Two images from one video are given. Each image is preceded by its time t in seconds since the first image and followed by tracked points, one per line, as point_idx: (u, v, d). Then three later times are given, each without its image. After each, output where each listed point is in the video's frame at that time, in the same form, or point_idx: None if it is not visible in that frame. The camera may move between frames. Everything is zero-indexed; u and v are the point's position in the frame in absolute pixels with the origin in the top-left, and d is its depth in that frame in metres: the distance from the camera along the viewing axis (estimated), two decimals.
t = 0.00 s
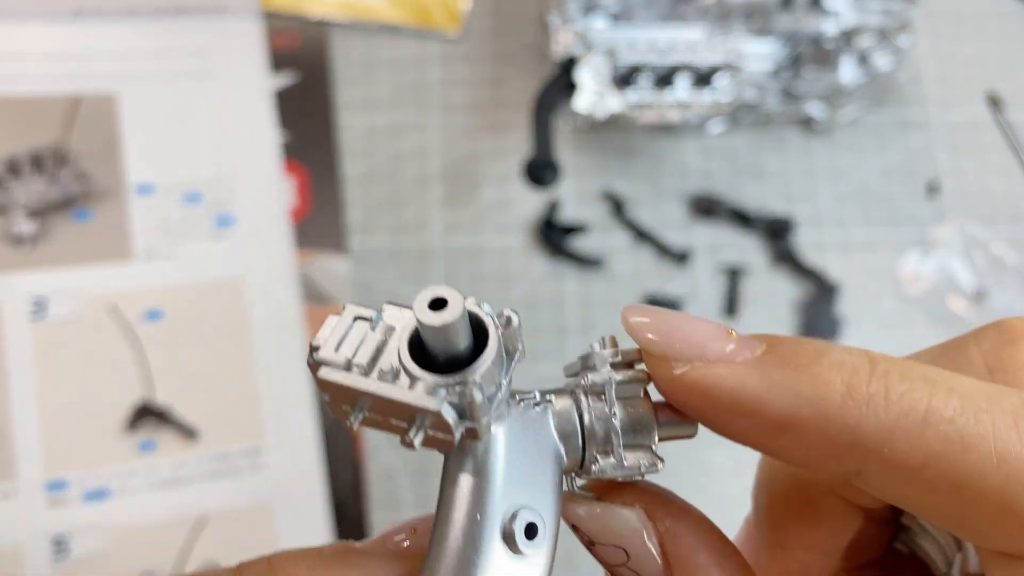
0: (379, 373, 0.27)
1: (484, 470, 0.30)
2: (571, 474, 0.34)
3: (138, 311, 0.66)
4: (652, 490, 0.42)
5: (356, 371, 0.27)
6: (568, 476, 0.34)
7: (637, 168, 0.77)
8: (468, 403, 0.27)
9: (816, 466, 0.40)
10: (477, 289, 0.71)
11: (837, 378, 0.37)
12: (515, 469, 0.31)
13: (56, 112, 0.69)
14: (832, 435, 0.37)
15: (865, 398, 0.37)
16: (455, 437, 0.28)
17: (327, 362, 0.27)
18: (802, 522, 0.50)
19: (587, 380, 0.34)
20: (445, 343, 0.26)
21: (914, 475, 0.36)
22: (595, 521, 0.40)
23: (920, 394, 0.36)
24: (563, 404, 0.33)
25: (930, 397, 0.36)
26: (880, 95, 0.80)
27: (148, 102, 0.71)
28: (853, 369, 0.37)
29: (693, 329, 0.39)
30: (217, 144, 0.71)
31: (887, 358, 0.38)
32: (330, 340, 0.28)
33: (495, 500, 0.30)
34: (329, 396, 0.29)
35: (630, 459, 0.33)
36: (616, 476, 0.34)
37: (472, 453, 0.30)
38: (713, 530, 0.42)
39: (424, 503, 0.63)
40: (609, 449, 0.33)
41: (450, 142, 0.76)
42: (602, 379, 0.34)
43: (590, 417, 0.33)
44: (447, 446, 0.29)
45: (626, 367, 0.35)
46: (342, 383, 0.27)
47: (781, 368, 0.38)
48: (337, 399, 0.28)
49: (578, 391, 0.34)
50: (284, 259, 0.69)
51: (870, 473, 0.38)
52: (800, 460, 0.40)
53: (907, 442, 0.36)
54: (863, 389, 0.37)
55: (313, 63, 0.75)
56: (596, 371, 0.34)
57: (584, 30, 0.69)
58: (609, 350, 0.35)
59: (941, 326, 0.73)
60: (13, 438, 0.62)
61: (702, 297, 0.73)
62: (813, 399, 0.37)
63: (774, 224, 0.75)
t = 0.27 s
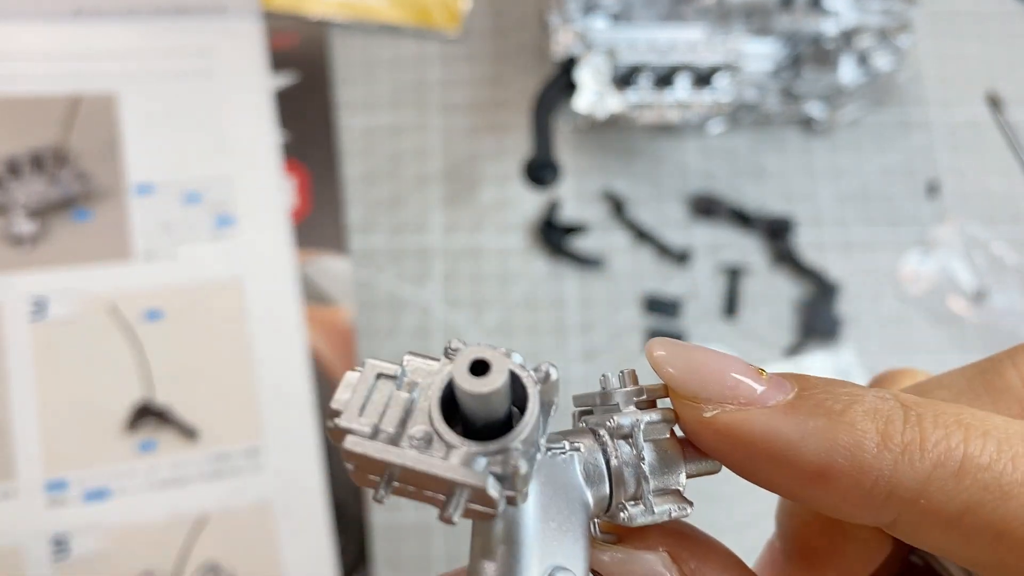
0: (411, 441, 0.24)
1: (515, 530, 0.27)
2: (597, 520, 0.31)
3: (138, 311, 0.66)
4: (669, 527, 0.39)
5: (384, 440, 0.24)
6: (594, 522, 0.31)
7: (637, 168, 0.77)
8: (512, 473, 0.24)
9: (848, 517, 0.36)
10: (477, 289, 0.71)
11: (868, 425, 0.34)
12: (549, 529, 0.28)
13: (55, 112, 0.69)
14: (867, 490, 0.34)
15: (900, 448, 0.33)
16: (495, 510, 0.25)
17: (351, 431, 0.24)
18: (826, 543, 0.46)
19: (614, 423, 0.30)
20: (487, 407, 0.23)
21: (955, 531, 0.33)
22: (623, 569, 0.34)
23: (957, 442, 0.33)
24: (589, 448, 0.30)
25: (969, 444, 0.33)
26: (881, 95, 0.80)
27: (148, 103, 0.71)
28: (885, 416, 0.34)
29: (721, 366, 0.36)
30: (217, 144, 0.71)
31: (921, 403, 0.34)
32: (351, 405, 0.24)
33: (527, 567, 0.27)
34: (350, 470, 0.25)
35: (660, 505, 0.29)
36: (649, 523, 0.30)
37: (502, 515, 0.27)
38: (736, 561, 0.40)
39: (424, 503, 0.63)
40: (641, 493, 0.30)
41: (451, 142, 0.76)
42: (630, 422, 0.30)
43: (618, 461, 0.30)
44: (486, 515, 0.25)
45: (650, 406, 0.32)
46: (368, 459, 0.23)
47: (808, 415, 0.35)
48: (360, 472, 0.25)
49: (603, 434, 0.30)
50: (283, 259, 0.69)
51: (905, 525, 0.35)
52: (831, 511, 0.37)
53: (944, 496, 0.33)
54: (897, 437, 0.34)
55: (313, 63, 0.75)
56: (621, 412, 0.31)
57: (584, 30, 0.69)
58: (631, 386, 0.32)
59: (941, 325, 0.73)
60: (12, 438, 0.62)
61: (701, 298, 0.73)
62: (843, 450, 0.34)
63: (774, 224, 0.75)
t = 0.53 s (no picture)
0: (422, 441, 0.24)
1: (520, 531, 0.27)
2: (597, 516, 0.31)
3: (138, 311, 0.66)
4: (666, 519, 0.39)
5: (395, 442, 0.24)
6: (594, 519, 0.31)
7: (637, 168, 0.77)
8: (524, 473, 0.24)
9: (841, 512, 0.37)
10: (477, 289, 0.71)
11: (860, 422, 0.34)
12: (555, 528, 0.28)
13: (55, 113, 0.69)
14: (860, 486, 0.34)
15: (891, 444, 0.34)
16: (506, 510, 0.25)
17: (362, 433, 0.24)
18: (820, 539, 0.46)
19: (614, 420, 0.30)
20: (498, 407, 0.23)
21: (947, 525, 0.33)
22: (622, 565, 0.36)
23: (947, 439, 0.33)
24: (590, 445, 0.30)
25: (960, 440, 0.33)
26: (881, 95, 0.80)
27: (148, 103, 0.71)
28: (876, 413, 0.34)
29: (719, 362, 0.36)
30: (217, 144, 0.71)
31: (912, 399, 0.35)
32: (361, 407, 0.24)
33: (532, 568, 0.27)
34: (360, 472, 0.25)
35: (660, 501, 0.30)
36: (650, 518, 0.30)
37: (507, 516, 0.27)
38: (735, 558, 0.39)
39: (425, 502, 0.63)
40: (642, 490, 0.30)
41: (451, 142, 0.76)
42: (629, 419, 0.31)
43: (619, 458, 0.30)
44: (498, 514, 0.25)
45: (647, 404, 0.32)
46: (380, 460, 0.23)
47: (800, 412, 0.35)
48: (370, 475, 0.25)
49: (602, 432, 0.30)
50: (283, 259, 0.69)
51: (898, 521, 0.35)
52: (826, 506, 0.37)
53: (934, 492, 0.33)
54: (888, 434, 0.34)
55: (313, 63, 0.75)
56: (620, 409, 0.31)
57: (584, 30, 0.69)
58: (628, 385, 0.32)
59: (941, 325, 0.73)
60: (12, 438, 0.62)
61: (701, 298, 0.73)
62: (835, 446, 0.34)
63: (774, 224, 0.75)
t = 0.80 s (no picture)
0: (414, 440, 0.24)
1: (514, 530, 0.27)
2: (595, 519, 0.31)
3: (137, 311, 0.66)
4: (660, 523, 0.39)
5: (388, 440, 0.24)
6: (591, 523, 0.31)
7: (637, 168, 0.77)
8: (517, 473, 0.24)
9: (836, 516, 0.37)
10: (477, 289, 0.71)
11: (855, 428, 0.34)
12: (551, 529, 0.28)
13: (55, 113, 0.69)
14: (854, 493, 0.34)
15: (887, 449, 0.33)
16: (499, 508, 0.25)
17: (356, 431, 0.24)
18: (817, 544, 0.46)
19: (610, 423, 0.30)
20: (491, 407, 0.23)
21: (943, 529, 0.33)
22: (617, 568, 0.36)
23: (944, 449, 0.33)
24: (586, 448, 0.30)
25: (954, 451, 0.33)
26: (881, 95, 0.80)
27: (148, 103, 0.71)
28: (873, 420, 0.34)
29: (716, 368, 0.36)
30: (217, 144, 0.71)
31: (909, 403, 0.34)
32: (355, 406, 0.24)
33: (526, 567, 0.27)
34: (355, 469, 0.25)
35: (655, 503, 0.30)
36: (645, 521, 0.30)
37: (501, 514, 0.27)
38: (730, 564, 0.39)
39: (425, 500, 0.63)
40: (636, 494, 0.30)
41: (451, 142, 0.76)
42: (626, 422, 0.30)
43: (614, 460, 0.30)
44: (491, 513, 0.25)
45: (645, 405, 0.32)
46: (374, 458, 0.23)
47: (797, 417, 0.35)
48: (364, 472, 0.25)
49: (598, 434, 0.30)
50: (283, 259, 0.69)
51: (895, 525, 0.35)
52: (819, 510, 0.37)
53: (928, 502, 0.33)
54: (885, 442, 0.34)
55: (313, 63, 0.75)
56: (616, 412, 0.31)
57: (584, 30, 0.69)
58: (626, 387, 0.32)
59: (940, 325, 0.74)
60: (12, 438, 0.62)
61: (701, 298, 0.73)
62: (832, 454, 0.34)
63: (774, 224, 0.75)
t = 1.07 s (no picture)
0: (415, 439, 0.24)
1: (514, 525, 0.27)
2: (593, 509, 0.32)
3: (138, 312, 0.66)
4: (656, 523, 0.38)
5: (388, 439, 0.24)
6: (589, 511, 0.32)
7: (637, 168, 0.77)
8: (518, 470, 0.24)
9: None
10: (477, 289, 0.71)
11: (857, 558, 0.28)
12: (552, 524, 0.28)
13: (56, 113, 0.69)
14: None
15: None
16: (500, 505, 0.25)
17: (357, 431, 0.24)
18: None
19: (609, 416, 0.31)
20: (491, 406, 0.23)
21: None
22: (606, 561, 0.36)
23: None
24: (586, 440, 0.30)
25: None
26: (881, 95, 0.80)
27: (149, 103, 0.71)
28: (902, 530, 0.28)
29: (710, 465, 0.30)
30: (217, 144, 0.71)
31: None
32: (355, 405, 0.25)
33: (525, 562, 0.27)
34: (357, 468, 0.25)
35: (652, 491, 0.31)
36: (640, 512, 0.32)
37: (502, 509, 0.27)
38: None
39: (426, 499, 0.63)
40: (632, 486, 0.31)
41: (450, 142, 0.76)
42: (624, 414, 0.30)
43: (613, 453, 0.30)
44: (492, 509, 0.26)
45: (645, 393, 0.32)
46: (375, 457, 0.23)
47: (804, 533, 0.30)
48: (366, 470, 0.25)
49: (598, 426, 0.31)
50: (283, 259, 0.69)
51: None
52: None
53: None
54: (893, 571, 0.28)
55: (313, 63, 0.75)
56: (615, 404, 0.31)
57: (584, 30, 0.69)
58: (625, 377, 0.31)
59: (940, 325, 0.74)
60: (13, 438, 0.62)
61: (701, 297, 0.73)
62: None
63: (774, 224, 0.75)
